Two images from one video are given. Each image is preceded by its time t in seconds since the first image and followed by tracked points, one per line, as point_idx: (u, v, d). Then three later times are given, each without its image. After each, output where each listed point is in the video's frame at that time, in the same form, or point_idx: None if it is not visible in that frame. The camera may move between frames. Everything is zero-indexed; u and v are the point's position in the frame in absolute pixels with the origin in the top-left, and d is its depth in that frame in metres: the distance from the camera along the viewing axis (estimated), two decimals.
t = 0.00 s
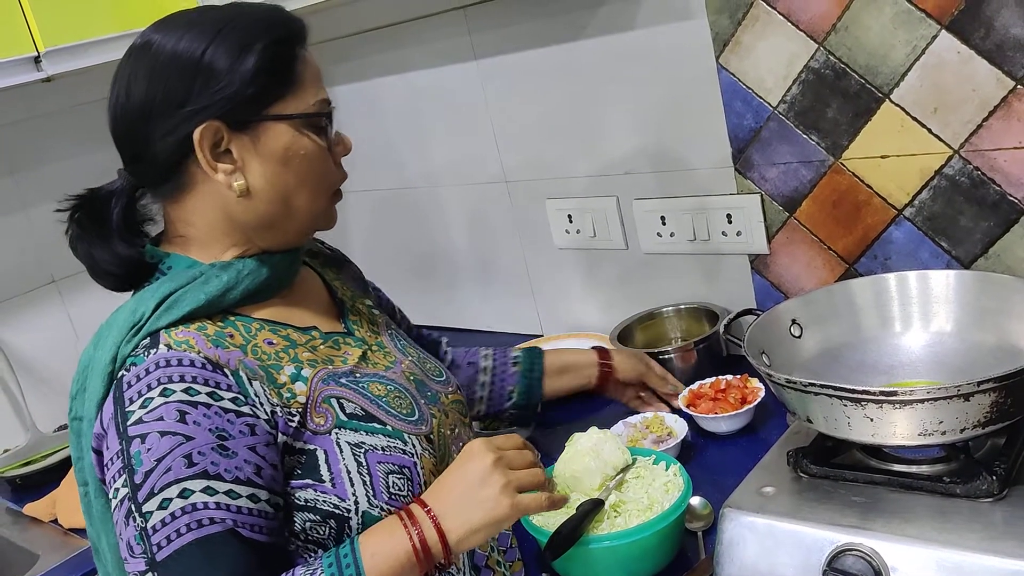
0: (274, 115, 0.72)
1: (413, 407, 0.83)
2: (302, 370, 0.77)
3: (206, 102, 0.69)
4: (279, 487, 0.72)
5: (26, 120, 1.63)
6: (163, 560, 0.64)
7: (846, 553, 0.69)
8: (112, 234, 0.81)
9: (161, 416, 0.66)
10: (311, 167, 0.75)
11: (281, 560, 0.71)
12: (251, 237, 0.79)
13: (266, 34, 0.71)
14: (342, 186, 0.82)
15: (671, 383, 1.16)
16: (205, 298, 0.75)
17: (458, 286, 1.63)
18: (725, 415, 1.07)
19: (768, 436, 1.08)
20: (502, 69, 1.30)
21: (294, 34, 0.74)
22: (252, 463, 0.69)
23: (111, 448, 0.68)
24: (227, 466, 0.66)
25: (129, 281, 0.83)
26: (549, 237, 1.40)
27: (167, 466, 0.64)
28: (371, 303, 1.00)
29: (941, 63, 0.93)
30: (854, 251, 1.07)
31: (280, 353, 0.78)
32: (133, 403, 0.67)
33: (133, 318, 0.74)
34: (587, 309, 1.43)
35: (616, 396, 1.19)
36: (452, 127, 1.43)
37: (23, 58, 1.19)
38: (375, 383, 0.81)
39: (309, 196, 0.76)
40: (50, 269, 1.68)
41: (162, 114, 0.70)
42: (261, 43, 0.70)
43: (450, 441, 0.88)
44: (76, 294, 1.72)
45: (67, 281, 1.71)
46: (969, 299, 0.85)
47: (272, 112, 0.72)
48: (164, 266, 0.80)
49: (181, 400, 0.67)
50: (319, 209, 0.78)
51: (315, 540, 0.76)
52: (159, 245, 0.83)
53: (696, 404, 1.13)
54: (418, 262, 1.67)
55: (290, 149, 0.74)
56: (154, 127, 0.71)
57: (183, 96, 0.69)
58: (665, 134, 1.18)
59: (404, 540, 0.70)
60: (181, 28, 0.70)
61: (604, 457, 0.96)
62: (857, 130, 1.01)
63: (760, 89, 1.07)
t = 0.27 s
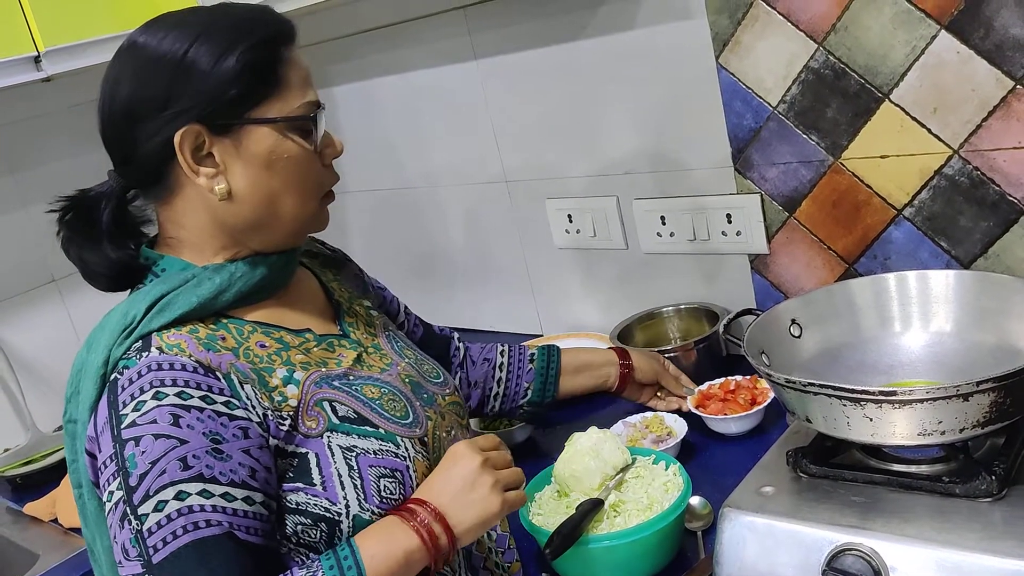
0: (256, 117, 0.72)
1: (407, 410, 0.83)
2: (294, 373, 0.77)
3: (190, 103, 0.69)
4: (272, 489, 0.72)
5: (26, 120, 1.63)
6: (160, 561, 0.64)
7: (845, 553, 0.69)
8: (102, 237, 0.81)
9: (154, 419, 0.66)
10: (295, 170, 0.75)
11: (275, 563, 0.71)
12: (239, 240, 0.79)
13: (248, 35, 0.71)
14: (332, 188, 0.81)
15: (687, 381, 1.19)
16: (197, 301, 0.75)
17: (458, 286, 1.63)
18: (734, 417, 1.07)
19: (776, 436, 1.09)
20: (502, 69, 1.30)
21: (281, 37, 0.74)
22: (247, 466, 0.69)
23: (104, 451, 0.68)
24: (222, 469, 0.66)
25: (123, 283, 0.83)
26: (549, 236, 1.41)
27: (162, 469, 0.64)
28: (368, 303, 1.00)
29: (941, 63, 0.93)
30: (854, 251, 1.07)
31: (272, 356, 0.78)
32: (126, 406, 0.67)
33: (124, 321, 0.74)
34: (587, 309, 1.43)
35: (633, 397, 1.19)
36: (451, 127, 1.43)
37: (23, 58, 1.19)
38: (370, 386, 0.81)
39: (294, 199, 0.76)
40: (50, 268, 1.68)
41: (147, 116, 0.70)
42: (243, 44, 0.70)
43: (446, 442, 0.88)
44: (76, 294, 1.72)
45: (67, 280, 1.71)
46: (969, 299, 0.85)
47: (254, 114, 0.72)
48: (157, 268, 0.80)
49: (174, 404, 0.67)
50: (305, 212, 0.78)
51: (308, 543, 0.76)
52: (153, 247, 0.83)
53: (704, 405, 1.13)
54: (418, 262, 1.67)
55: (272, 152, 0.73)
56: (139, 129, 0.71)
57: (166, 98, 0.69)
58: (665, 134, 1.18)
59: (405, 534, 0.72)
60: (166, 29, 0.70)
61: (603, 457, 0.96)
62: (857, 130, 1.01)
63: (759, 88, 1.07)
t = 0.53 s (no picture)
0: (263, 123, 0.72)
1: (404, 406, 0.83)
2: (291, 370, 0.77)
3: (195, 105, 0.69)
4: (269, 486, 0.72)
5: (26, 118, 1.63)
6: (159, 560, 0.64)
7: (846, 551, 0.70)
8: (97, 230, 0.81)
9: (151, 417, 0.66)
10: (296, 177, 0.75)
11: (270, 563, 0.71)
12: (234, 241, 0.79)
13: (257, 41, 0.71)
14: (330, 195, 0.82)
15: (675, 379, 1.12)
16: (193, 299, 0.75)
17: (458, 284, 1.63)
18: (739, 417, 1.07)
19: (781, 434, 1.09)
20: (503, 68, 1.30)
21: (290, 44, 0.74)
22: (244, 464, 0.69)
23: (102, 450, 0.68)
24: (219, 467, 0.66)
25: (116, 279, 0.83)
26: (549, 235, 1.40)
27: (159, 467, 0.64)
28: (366, 301, 1.00)
29: (942, 62, 0.93)
30: (855, 250, 1.07)
31: (269, 352, 0.78)
32: (123, 404, 0.67)
33: (121, 319, 0.74)
34: (587, 308, 1.43)
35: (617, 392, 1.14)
36: (452, 126, 1.43)
37: (23, 56, 1.19)
38: (366, 382, 0.81)
39: (293, 205, 0.76)
40: (50, 267, 1.68)
41: (149, 114, 0.70)
42: (253, 50, 0.70)
43: (444, 438, 0.88)
44: (76, 292, 1.72)
45: (67, 279, 1.71)
46: (970, 298, 0.85)
47: (259, 119, 0.72)
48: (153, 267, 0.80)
49: (171, 402, 0.67)
50: (303, 218, 0.78)
51: (305, 541, 0.76)
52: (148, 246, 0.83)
53: (710, 405, 1.13)
54: (418, 261, 1.67)
55: (275, 158, 0.73)
56: (140, 126, 0.71)
57: (170, 97, 0.69)
58: (666, 133, 1.18)
59: (404, 534, 0.72)
60: (174, 28, 0.69)
61: (603, 455, 0.96)
62: (857, 129, 1.01)
63: (760, 87, 1.07)
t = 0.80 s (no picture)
0: (268, 125, 0.72)
1: (406, 405, 0.83)
2: (292, 370, 0.77)
3: (200, 106, 0.69)
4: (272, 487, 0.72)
5: (26, 119, 1.63)
6: (162, 562, 0.64)
7: (845, 552, 0.70)
8: (97, 228, 0.80)
9: (154, 419, 0.66)
10: (299, 180, 0.75)
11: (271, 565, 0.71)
12: (235, 241, 0.78)
13: (264, 44, 0.71)
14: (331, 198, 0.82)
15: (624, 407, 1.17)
16: (193, 301, 0.75)
17: (458, 284, 1.63)
18: (738, 417, 1.07)
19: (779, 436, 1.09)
20: (503, 68, 1.30)
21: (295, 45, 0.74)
22: (247, 465, 0.69)
23: (104, 452, 0.68)
24: (222, 469, 0.66)
25: (115, 277, 0.83)
26: (549, 236, 1.41)
27: (162, 469, 0.64)
28: (364, 301, 1.00)
29: (941, 63, 0.93)
30: (854, 250, 1.07)
31: (270, 353, 0.77)
32: (126, 407, 0.67)
33: (122, 321, 0.74)
34: (587, 308, 1.44)
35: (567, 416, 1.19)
36: (452, 126, 1.43)
37: (23, 57, 1.19)
38: (367, 381, 0.81)
39: (295, 208, 0.76)
40: (50, 267, 1.68)
41: (154, 114, 0.70)
42: (259, 53, 0.70)
43: (444, 437, 0.88)
44: (76, 292, 1.72)
45: (67, 279, 1.71)
46: (969, 298, 0.85)
47: (264, 122, 0.72)
48: (153, 268, 0.81)
49: (174, 404, 0.67)
50: (304, 221, 0.78)
51: (308, 541, 0.76)
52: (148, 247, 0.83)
53: (709, 406, 1.14)
54: (417, 262, 1.67)
55: (278, 161, 0.74)
56: (144, 126, 0.71)
57: (176, 98, 0.69)
58: (666, 134, 1.18)
59: (406, 535, 0.72)
60: (181, 29, 0.70)
61: (602, 455, 0.96)
62: (857, 130, 1.01)
63: (759, 88, 1.07)
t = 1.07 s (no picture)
0: (264, 126, 0.73)
1: (405, 405, 0.83)
2: (292, 371, 0.77)
3: (196, 107, 0.69)
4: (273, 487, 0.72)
5: (25, 119, 1.63)
6: (164, 564, 0.64)
7: (842, 552, 0.70)
8: (92, 229, 0.80)
9: (155, 421, 0.66)
10: (294, 182, 0.75)
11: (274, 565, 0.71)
12: (230, 242, 0.78)
13: (260, 45, 0.71)
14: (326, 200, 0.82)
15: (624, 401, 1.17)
16: (191, 303, 0.75)
17: (458, 285, 1.63)
18: (735, 418, 1.07)
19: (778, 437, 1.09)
20: (502, 69, 1.30)
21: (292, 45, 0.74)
22: (249, 466, 0.69)
23: (105, 455, 0.68)
24: (224, 470, 0.66)
25: (110, 278, 0.83)
26: (548, 236, 1.41)
27: (163, 471, 0.64)
28: (362, 302, 1.00)
29: (939, 65, 0.93)
30: (853, 251, 1.08)
31: (270, 354, 0.78)
32: (126, 410, 0.67)
33: (121, 324, 0.74)
34: (586, 309, 1.44)
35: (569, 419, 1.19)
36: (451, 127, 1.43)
37: (23, 57, 1.19)
38: (366, 381, 0.82)
39: (290, 210, 0.76)
40: (50, 268, 1.68)
41: (149, 114, 0.70)
42: (255, 54, 0.70)
43: (444, 436, 0.88)
44: (76, 293, 1.72)
45: (67, 279, 1.71)
46: (967, 299, 0.85)
47: (260, 122, 0.73)
48: (151, 271, 0.81)
49: (175, 405, 0.67)
50: (300, 223, 0.78)
51: (310, 541, 0.76)
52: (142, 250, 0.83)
53: (707, 406, 1.14)
54: (417, 262, 1.67)
55: (274, 162, 0.74)
56: (140, 126, 0.71)
57: (171, 99, 0.69)
58: (665, 135, 1.18)
59: (409, 534, 0.72)
60: (178, 30, 0.70)
61: (601, 456, 0.96)
62: (856, 130, 1.01)
63: (758, 89, 1.07)
